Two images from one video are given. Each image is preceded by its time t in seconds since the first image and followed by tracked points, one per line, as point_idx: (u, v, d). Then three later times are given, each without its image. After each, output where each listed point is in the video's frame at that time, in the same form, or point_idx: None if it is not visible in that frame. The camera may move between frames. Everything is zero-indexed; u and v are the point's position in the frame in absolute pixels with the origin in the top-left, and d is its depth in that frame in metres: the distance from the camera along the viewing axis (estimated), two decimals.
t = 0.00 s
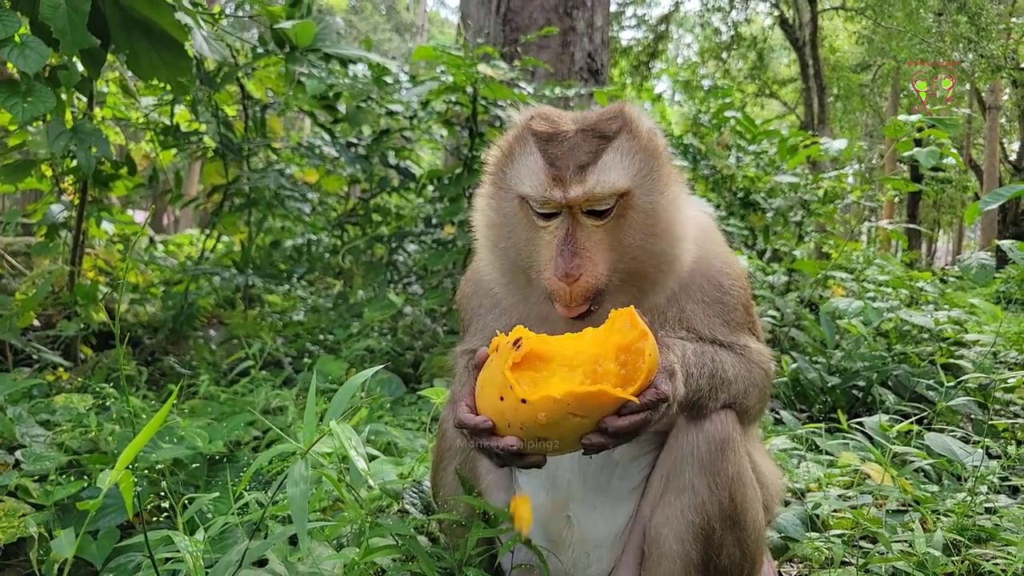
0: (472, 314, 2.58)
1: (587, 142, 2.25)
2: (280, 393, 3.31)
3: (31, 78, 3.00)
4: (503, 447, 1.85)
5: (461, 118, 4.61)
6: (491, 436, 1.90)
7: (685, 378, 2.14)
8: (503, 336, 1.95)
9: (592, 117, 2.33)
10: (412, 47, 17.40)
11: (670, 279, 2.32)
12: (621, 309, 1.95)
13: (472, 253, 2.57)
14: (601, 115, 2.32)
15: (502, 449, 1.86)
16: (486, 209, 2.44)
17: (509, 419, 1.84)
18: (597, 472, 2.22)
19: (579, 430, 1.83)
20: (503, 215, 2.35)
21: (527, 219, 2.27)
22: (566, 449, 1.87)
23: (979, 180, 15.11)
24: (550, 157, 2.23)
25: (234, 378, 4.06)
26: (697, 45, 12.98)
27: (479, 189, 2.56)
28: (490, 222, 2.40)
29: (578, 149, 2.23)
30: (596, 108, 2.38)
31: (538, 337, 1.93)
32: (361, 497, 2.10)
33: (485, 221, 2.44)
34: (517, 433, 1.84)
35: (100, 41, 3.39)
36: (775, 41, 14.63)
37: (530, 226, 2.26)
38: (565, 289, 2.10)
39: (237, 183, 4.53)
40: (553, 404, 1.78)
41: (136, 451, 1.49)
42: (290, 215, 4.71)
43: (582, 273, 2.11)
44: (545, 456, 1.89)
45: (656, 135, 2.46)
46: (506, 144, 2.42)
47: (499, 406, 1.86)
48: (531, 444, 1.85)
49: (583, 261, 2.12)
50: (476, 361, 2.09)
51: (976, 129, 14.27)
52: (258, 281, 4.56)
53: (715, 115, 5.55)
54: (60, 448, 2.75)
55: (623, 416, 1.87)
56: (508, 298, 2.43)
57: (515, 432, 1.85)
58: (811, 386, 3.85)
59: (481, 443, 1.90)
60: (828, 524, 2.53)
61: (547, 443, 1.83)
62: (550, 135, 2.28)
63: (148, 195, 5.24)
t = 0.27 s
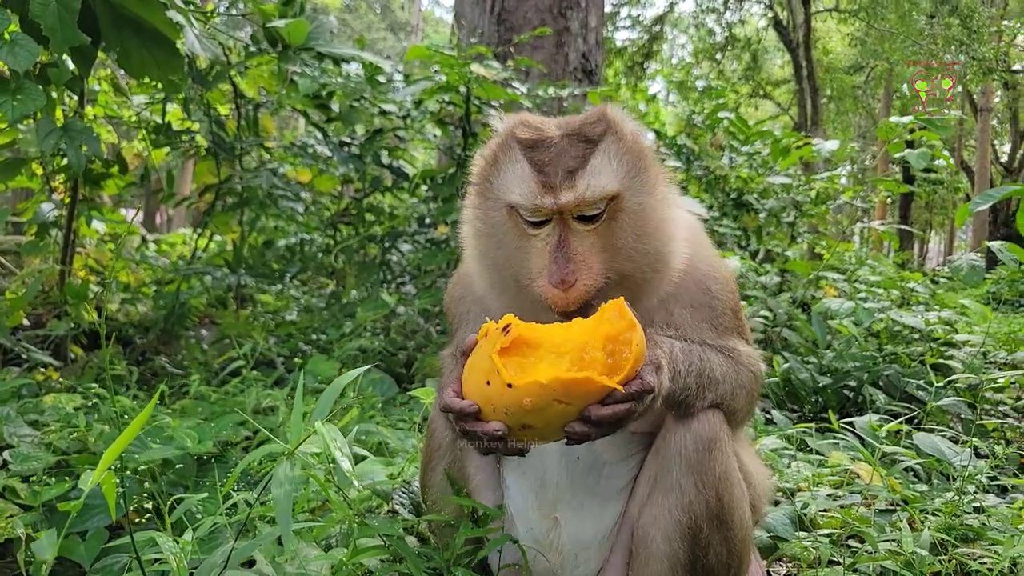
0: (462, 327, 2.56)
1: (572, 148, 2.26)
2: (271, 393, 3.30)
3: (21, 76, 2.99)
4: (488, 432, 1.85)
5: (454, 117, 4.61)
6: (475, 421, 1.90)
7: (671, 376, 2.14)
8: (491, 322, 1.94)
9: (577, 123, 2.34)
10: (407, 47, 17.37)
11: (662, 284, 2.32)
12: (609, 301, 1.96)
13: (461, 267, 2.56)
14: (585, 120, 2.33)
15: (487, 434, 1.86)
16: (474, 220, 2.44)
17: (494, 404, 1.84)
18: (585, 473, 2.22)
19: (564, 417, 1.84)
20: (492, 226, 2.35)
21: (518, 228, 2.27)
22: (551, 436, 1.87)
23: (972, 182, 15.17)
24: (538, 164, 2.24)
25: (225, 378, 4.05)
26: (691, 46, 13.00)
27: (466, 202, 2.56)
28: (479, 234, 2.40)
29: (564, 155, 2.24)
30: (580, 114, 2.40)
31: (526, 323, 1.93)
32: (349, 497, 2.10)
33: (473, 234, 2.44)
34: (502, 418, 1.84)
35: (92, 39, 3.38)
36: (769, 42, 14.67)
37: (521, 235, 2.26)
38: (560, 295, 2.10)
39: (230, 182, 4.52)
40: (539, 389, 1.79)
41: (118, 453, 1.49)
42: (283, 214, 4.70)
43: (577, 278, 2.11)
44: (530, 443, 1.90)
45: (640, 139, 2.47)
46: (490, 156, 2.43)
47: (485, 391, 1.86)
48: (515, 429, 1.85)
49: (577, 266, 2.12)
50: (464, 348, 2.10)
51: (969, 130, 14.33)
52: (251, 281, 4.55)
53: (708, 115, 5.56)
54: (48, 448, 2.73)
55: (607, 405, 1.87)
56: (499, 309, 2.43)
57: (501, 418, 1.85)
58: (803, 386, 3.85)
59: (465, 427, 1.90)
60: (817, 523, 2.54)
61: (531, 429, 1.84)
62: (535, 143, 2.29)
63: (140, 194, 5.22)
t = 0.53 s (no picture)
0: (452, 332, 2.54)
1: (560, 147, 2.27)
2: (263, 394, 3.29)
3: (11, 76, 2.97)
4: (475, 387, 1.87)
5: (447, 118, 4.61)
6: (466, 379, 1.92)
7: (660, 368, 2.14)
8: (489, 288, 1.99)
9: (566, 131, 2.35)
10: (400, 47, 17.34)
11: (660, 290, 2.28)
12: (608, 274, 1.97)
13: (450, 275, 2.55)
14: (574, 128, 2.34)
15: (474, 389, 1.87)
16: (463, 229, 2.44)
17: (484, 358, 1.88)
18: (576, 476, 2.23)
19: (551, 374, 1.85)
20: (480, 227, 2.35)
21: (503, 227, 2.26)
22: (538, 397, 1.88)
23: (964, 183, 15.24)
24: (522, 162, 2.25)
25: (217, 379, 4.04)
26: (684, 47, 13.03)
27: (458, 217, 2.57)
28: (467, 240, 2.40)
29: (550, 153, 2.25)
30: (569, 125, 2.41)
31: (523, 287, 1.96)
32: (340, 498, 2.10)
33: (462, 237, 2.44)
34: (491, 373, 1.86)
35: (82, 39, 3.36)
36: (762, 43, 14.72)
37: (507, 233, 2.24)
38: (543, 282, 2.07)
39: (222, 182, 4.50)
40: (529, 340, 1.82)
41: (104, 456, 1.48)
42: (275, 215, 4.69)
43: (560, 267, 2.08)
44: (517, 406, 1.90)
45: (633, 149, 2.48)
46: (480, 165, 2.45)
47: (476, 344, 1.90)
48: (503, 386, 1.87)
49: (560, 253, 2.11)
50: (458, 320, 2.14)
51: (961, 132, 14.39)
52: (243, 281, 4.53)
53: (701, 116, 5.57)
54: (39, 450, 2.71)
55: (595, 367, 1.87)
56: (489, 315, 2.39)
57: (489, 373, 1.87)
58: (795, 387, 3.86)
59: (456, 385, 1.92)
60: (808, 523, 2.55)
61: (518, 386, 1.85)
62: (521, 148, 2.31)
63: (132, 194, 5.21)
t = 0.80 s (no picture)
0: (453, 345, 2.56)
1: (550, 166, 2.27)
2: (262, 395, 3.29)
3: (9, 77, 2.97)
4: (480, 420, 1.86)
5: (445, 118, 4.60)
6: (468, 411, 1.91)
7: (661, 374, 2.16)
8: (481, 311, 1.96)
9: (555, 144, 2.34)
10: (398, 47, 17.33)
11: (656, 300, 2.30)
12: (600, 286, 1.98)
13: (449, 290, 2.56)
14: (563, 141, 2.33)
15: (481, 422, 1.87)
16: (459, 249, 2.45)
17: (486, 393, 1.85)
18: (574, 479, 2.22)
19: (556, 404, 1.84)
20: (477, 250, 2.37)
21: (500, 253, 2.27)
22: (543, 423, 1.88)
23: (962, 182, 15.26)
24: (515, 187, 2.25)
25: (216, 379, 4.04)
26: (682, 47, 13.03)
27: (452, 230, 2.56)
28: (463, 262, 2.40)
29: (542, 175, 2.25)
30: (558, 136, 2.40)
31: (515, 312, 1.93)
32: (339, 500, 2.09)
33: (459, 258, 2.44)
34: (494, 405, 1.85)
35: (80, 39, 3.35)
36: (760, 43, 14.74)
37: (506, 260, 2.26)
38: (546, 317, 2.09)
39: (220, 183, 4.50)
40: (533, 375, 1.80)
41: (102, 457, 1.48)
42: (274, 216, 4.69)
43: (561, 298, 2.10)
44: (522, 430, 1.91)
45: (624, 152, 2.47)
46: (471, 182, 2.44)
47: (476, 379, 1.87)
48: (507, 416, 1.86)
49: (561, 284, 2.12)
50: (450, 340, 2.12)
51: (959, 131, 14.40)
52: (241, 282, 4.53)
53: (699, 116, 5.57)
54: (38, 451, 2.70)
55: (598, 389, 1.88)
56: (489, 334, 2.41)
57: (493, 406, 1.86)
58: (794, 387, 3.86)
59: (458, 416, 1.91)
60: (806, 524, 2.55)
61: (525, 416, 1.85)
62: (512, 167, 2.30)
63: (131, 195, 5.21)
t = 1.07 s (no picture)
0: (450, 323, 2.55)
1: (551, 133, 2.29)
2: (260, 394, 3.29)
3: (6, 76, 2.96)
4: (481, 441, 1.86)
5: (443, 117, 4.60)
6: (469, 430, 1.90)
7: (662, 379, 2.15)
8: (481, 329, 1.95)
9: (555, 114, 2.38)
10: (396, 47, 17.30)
11: (651, 271, 2.30)
12: (599, 303, 1.95)
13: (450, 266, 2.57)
14: (563, 111, 2.37)
15: (480, 442, 1.86)
16: (458, 218, 2.46)
17: (485, 412, 1.85)
18: (574, 478, 2.21)
19: (555, 424, 1.84)
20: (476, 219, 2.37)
21: (500, 219, 2.28)
22: (543, 442, 1.88)
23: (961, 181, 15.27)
24: (516, 153, 2.27)
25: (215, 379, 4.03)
26: (681, 46, 13.03)
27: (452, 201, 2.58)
28: (463, 230, 2.41)
29: (542, 142, 2.27)
30: (558, 107, 2.43)
31: (515, 331, 1.93)
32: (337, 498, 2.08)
33: (460, 228, 2.45)
34: (494, 427, 1.85)
35: (77, 39, 3.34)
36: (759, 43, 14.73)
37: (505, 226, 2.26)
38: (544, 281, 2.09)
39: (218, 183, 4.50)
40: (532, 397, 1.80)
41: (99, 456, 1.47)
42: (272, 215, 4.68)
43: (560, 264, 2.10)
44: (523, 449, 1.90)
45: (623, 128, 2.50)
46: (471, 151, 2.46)
47: (476, 399, 1.86)
48: (508, 437, 1.86)
49: (561, 251, 2.12)
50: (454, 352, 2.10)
51: (957, 130, 14.42)
52: (240, 281, 4.52)
53: (698, 115, 5.57)
54: (36, 450, 2.70)
55: (598, 409, 1.87)
56: (486, 306, 2.41)
57: (493, 426, 1.85)
58: (792, 386, 3.85)
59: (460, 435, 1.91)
60: (805, 522, 2.55)
61: (524, 436, 1.85)
62: (513, 134, 2.33)
63: (129, 194, 5.20)
